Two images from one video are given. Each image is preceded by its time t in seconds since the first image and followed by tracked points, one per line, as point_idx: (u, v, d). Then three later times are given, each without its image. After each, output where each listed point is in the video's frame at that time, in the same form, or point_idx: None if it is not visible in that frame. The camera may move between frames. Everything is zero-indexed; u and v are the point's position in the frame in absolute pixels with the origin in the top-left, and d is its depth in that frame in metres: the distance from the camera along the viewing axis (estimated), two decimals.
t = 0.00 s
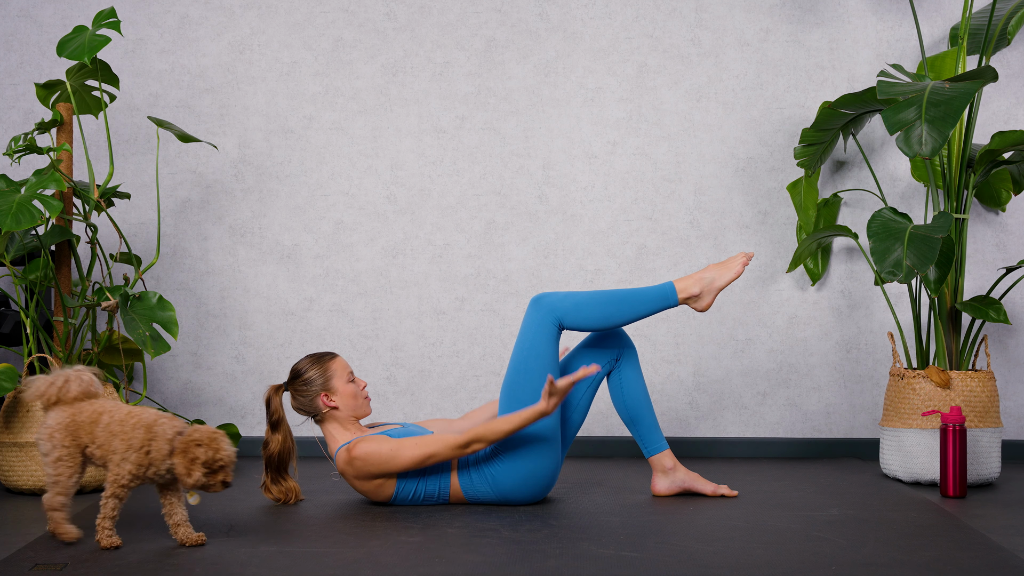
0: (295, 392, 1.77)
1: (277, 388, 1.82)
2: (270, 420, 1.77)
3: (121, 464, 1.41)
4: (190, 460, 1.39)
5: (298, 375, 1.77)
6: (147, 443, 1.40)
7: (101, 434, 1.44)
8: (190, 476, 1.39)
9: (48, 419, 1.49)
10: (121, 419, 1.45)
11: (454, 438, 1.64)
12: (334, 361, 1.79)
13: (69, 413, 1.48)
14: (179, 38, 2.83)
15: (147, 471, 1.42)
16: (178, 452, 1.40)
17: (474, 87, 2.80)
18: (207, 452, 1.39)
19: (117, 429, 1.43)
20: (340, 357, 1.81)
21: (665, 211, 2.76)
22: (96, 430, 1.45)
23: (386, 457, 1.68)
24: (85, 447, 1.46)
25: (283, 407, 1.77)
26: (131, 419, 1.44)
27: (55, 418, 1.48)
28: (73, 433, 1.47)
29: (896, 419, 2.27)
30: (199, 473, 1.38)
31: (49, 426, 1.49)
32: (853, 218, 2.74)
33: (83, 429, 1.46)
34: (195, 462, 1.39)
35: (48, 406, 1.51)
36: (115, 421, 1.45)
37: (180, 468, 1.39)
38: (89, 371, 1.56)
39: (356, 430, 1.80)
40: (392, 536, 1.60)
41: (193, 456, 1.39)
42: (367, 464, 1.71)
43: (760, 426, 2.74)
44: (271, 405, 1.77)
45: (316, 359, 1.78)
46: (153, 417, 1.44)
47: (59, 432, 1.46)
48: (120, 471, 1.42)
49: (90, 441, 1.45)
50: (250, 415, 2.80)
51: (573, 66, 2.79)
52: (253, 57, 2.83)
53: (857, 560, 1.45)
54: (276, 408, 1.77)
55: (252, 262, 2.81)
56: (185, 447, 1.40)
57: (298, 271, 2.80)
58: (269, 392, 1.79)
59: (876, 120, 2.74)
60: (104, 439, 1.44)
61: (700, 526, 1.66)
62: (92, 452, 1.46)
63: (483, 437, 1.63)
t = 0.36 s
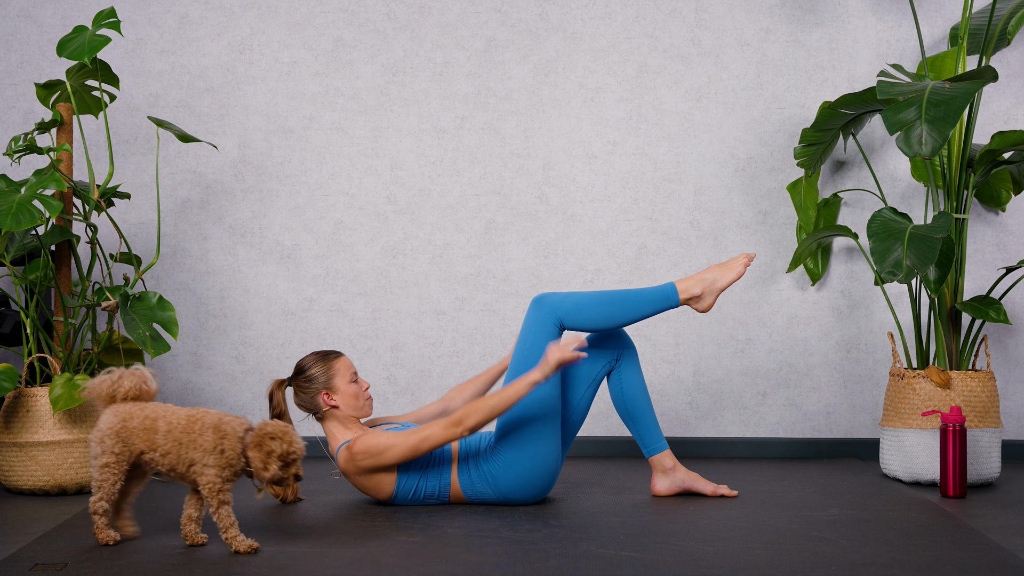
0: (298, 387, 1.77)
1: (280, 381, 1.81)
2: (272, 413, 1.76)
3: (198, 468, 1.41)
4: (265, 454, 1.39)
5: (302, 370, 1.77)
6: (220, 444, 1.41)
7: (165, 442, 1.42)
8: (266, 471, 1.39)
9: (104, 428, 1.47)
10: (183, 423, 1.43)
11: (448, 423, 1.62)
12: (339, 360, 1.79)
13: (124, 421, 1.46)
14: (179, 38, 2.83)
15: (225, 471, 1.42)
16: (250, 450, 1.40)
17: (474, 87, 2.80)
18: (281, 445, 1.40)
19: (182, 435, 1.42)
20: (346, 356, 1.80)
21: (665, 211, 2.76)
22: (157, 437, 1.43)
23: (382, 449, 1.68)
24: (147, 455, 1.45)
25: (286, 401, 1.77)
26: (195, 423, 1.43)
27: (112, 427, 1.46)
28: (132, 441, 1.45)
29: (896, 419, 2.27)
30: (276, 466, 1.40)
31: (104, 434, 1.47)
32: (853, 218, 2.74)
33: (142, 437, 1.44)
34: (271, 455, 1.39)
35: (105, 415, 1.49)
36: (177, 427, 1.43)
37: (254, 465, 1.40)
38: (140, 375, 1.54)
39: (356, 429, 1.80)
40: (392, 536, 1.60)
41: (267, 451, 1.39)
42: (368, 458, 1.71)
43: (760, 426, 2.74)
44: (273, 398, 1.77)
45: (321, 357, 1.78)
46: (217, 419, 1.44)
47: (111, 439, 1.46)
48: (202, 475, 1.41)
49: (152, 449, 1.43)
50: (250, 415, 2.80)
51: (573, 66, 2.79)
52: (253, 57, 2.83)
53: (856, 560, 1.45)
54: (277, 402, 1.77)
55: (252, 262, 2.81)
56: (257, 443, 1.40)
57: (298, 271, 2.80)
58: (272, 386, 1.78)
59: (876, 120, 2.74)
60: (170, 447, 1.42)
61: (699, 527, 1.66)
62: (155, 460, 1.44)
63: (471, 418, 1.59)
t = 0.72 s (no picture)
0: (300, 386, 1.77)
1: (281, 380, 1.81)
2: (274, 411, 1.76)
3: (263, 468, 1.36)
4: (344, 456, 1.36)
5: (303, 369, 1.77)
6: (290, 446, 1.36)
7: (237, 440, 1.36)
8: (345, 474, 1.36)
9: (171, 424, 1.40)
10: (256, 422, 1.38)
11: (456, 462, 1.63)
12: (340, 358, 1.78)
13: (194, 418, 1.39)
14: (179, 38, 2.83)
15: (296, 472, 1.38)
16: (327, 451, 1.36)
17: (474, 87, 2.80)
18: (359, 446, 1.37)
19: (255, 433, 1.37)
20: (347, 355, 1.80)
21: (665, 211, 2.76)
22: (229, 435, 1.37)
23: (387, 461, 1.58)
24: (216, 452, 1.38)
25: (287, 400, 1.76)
26: (269, 422, 1.38)
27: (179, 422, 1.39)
28: (199, 438, 1.37)
29: (896, 419, 2.27)
30: (357, 467, 1.36)
31: (172, 430, 1.39)
32: (853, 218, 2.74)
33: (211, 434, 1.37)
34: (350, 458, 1.36)
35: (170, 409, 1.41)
36: (251, 424, 1.38)
37: (333, 466, 1.36)
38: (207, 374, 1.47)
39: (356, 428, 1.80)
40: (392, 537, 1.60)
41: (346, 452, 1.35)
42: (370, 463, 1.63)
43: (760, 426, 2.74)
44: (276, 396, 1.76)
45: (322, 354, 1.78)
46: (291, 420, 1.39)
47: (186, 438, 1.37)
48: (259, 474, 1.37)
49: (222, 446, 1.37)
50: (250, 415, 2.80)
51: (573, 66, 2.79)
52: (253, 57, 2.83)
53: (857, 560, 1.45)
54: (281, 400, 1.76)
55: (252, 262, 2.81)
56: (334, 443, 1.36)
57: (298, 271, 2.80)
58: (275, 384, 1.78)
59: (876, 120, 2.74)
60: (241, 444, 1.36)
61: (699, 527, 1.66)
62: (223, 458, 1.38)
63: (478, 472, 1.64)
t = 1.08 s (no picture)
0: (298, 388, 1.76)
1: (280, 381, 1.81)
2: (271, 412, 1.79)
3: (357, 471, 1.36)
4: (429, 446, 1.35)
5: (304, 370, 1.77)
6: (377, 441, 1.36)
7: (315, 440, 1.35)
8: (431, 465, 1.36)
9: (243, 424, 1.39)
10: (332, 422, 1.36)
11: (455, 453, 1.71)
12: (339, 360, 1.79)
13: (266, 419, 1.38)
14: (179, 38, 2.83)
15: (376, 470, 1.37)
16: (409, 443, 1.36)
17: (474, 87, 2.80)
18: (441, 437, 1.37)
19: (334, 432, 1.35)
20: (346, 357, 1.80)
21: (665, 211, 2.76)
22: (305, 435, 1.36)
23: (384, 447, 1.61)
24: (291, 455, 1.37)
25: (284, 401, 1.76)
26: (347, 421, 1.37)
27: (252, 422, 1.38)
28: (273, 440, 1.37)
29: (896, 419, 2.27)
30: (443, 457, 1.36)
31: (242, 430, 1.39)
32: (853, 218, 2.74)
33: (287, 435, 1.36)
34: (435, 447, 1.36)
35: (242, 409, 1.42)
36: (328, 424, 1.36)
37: (419, 456, 1.35)
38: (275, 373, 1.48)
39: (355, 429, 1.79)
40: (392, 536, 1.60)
41: (430, 441, 1.35)
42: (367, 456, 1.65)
43: (760, 426, 2.74)
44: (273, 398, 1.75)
45: (323, 356, 1.78)
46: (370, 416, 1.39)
47: (253, 440, 1.37)
48: (360, 477, 1.36)
49: (298, 448, 1.36)
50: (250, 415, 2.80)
51: (573, 66, 2.79)
52: (253, 57, 2.83)
53: (856, 560, 1.45)
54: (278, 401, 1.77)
55: (252, 262, 2.81)
56: (416, 433, 1.36)
57: (298, 271, 2.80)
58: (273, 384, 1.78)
59: (876, 119, 2.74)
60: (320, 445, 1.35)
61: (699, 527, 1.66)
62: (300, 459, 1.36)
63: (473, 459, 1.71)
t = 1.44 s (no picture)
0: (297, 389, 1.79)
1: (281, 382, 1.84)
2: (271, 414, 1.80)
3: (422, 467, 1.32)
4: (512, 454, 1.32)
5: (302, 371, 1.78)
6: (452, 443, 1.32)
7: (396, 442, 1.32)
8: (513, 472, 1.32)
9: (322, 429, 1.35)
10: (410, 422, 1.34)
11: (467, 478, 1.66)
12: (337, 359, 1.79)
13: (345, 423, 1.34)
14: (179, 38, 2.83)
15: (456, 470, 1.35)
16: (491, 449, 1.32)
17: (474, 87, 2.80)
18: (523, 444, 1.34)
19: (413, 433, 1.33)
20: (344, 356, 1.81)
21: (665, 211, 2.76)
22: (385, 437, 1.33)
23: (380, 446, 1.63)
24: (372, 456, 1.34)
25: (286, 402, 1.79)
26: (424, 421, 1.34)
27: (333, 427, 1.34)
28: (355, 443, 1.33)
29: (896, 419, 2.27)
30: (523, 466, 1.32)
31: (323, 434, 1.34)
32: (853, 218, 2.74)
33: (367, 438, 1.33)
34: (517, 456, 1.32)
35: (316, 414, 1.36)
36: (407, 425, 1.34)
37: (500, 464, 1.31)
38: (344, 371, 1.41)
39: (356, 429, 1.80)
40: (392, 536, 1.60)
41: (513, 449, 1.32)
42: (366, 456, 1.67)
43: (760, 426, 2.74)
44: (273, 399, 1.80)
45: (321, 356, 1.79)
46: (447, 417, 1.36)
47: (336, 443, 1.33)
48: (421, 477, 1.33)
49: (378, 450, 1.33)
50: (250, 415, 2.80)
51: (573, 66, 2.79)
52: (253, 57, 2.82)
53: (856, 560, 1.45)
54: (278, 402, 1.80)
55: (252, 262, 2.81)
56: (498, 440, 1.32)
57: (298, 271, 2.80)
58: (272, 387, 1.82)
59: (876, 120, 2.74)
60: (399, 446, 1.32)
61: (699, 527, 1.66)
62: (378, 461, 1.34)
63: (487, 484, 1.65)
